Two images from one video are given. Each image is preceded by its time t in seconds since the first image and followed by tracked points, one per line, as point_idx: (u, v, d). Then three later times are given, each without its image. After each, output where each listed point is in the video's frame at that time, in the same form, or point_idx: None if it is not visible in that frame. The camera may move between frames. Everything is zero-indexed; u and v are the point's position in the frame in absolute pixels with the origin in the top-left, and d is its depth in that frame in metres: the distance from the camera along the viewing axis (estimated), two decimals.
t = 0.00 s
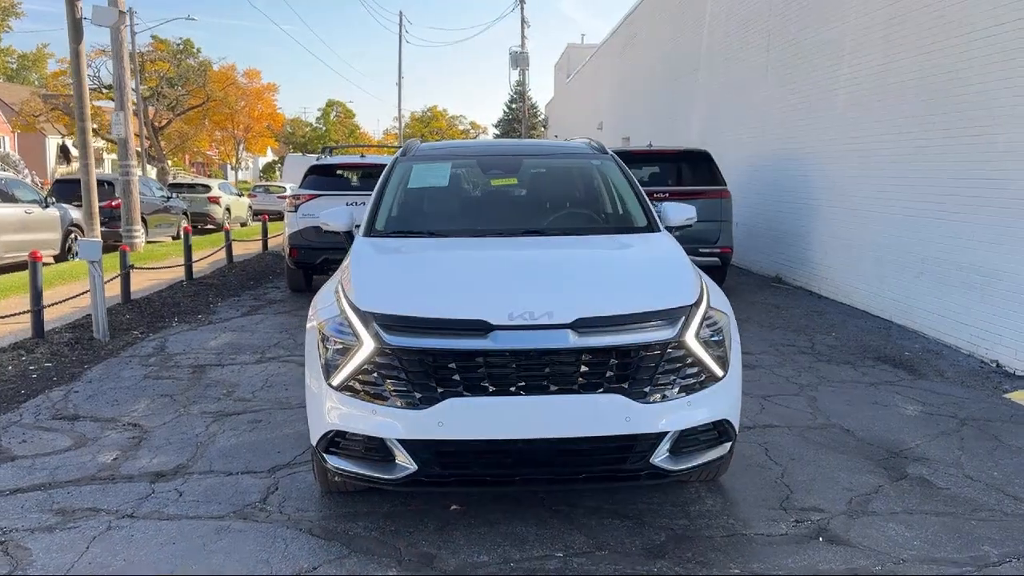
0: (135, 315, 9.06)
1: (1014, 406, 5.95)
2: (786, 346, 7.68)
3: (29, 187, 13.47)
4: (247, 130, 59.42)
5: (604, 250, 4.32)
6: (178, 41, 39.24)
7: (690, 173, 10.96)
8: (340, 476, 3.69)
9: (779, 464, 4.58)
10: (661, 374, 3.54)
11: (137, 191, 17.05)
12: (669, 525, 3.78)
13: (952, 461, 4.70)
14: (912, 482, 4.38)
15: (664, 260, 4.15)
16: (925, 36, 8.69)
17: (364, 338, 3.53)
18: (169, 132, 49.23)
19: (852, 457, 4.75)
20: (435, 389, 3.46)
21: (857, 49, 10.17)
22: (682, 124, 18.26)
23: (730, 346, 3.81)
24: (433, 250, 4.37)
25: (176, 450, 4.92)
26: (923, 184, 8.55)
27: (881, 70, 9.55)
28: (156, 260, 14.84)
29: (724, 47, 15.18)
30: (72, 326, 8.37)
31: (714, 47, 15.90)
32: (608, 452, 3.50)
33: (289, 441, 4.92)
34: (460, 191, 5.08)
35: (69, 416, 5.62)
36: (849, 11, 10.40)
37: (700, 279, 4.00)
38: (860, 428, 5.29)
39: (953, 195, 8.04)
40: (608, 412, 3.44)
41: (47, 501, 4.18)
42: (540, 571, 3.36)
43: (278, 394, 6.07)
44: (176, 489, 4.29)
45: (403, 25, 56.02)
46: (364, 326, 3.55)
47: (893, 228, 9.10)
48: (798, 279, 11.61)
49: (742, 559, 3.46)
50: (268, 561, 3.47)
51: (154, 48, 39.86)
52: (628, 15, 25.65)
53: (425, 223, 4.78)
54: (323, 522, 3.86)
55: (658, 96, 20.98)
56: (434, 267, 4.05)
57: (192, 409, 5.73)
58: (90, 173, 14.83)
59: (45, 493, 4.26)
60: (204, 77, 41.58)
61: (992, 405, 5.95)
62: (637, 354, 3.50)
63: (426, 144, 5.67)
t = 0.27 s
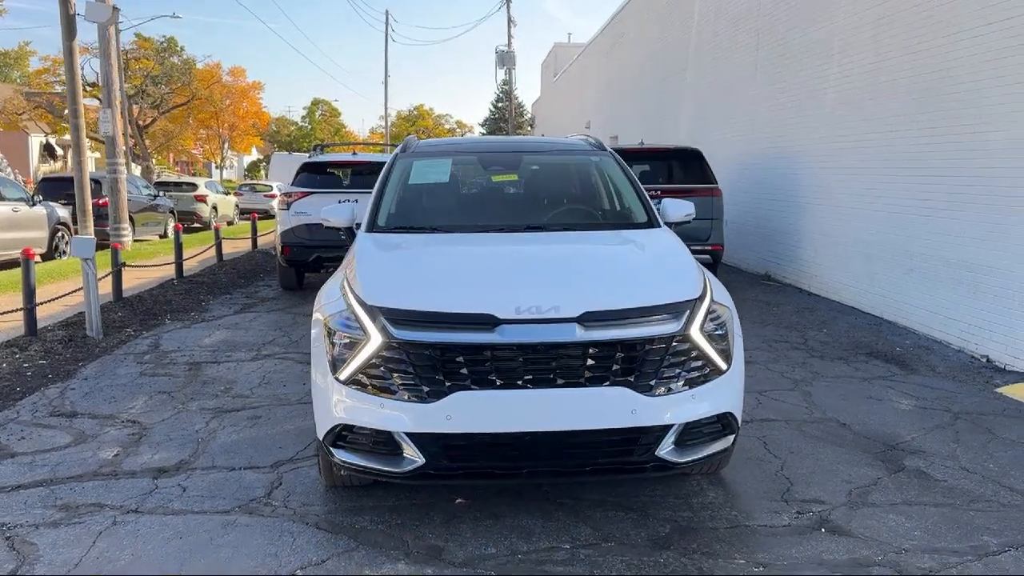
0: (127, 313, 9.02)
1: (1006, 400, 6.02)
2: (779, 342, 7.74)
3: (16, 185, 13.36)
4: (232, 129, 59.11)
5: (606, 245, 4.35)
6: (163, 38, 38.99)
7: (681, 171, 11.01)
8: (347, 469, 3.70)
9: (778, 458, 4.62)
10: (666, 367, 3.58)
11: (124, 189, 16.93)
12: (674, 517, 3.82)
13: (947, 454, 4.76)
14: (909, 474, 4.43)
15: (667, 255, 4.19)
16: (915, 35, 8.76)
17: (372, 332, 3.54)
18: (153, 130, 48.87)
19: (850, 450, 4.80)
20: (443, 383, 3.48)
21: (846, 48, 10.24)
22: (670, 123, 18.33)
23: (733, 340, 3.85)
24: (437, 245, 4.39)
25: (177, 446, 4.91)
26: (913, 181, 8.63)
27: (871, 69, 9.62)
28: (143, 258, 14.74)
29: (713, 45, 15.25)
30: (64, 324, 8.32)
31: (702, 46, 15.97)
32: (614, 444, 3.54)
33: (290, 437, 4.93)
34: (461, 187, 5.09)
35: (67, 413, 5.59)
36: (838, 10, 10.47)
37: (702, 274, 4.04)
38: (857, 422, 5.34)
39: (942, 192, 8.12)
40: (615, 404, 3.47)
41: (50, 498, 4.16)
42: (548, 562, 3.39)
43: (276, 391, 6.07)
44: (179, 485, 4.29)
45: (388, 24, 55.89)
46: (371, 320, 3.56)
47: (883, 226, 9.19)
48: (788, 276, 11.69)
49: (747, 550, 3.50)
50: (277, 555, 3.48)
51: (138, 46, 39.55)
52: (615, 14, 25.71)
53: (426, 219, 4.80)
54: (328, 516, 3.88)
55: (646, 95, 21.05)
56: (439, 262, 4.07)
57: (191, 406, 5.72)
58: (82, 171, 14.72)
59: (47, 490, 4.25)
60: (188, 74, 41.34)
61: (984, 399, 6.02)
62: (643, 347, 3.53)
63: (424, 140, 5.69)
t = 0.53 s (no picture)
0: (118, 313, 8.99)
1: (994, 396, 6.13)
2: (770, 341, 7.82)
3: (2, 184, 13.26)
4: (215, 128, 58.78)
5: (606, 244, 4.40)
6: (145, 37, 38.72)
7: (670, 171, 11.09)
8: (353, 466, 3.74)
9: (774, 453, 4.70)
10: (669, 364, 3.63)
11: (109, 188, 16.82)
12: (675, 511, 3.88)
13: (939, 449, 4.85)
14: (903, 468, 4.52)
15: (668, 254, 4.24)
16: (903, 37, 8.86)
17: (379, 329, 3.58)
18: (135, 129, 48.54)
19: (845, 445, 4.88)
20: (449, 380, 3.53)
21: (834, 49, 10.35)
22: (657, 123, 18.43)
23: (733, 337, 3.91)
24: (439, 244, 4.43)
25: (178, 445, 4.92)
26: (900, 181, 8.74)
27: (858, 70, 9.73)
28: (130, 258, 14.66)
29: (701, 46, 15.35)
30: (55, 324, 8.29)
31: (689, 46, 16.06)
32: (618, 440, 3.59)
33: (291, 436, 4.95)
34: (460, 186, 5.13)
35: (64, 412, 5.59)
36: (826, 11, 10.57)
37: (702, 272, 4.10)
38: (849, 419, 5.43)
39: (929, 191, 8.23)
40: (619, 401, 3.52)
41: (53, 496, 4.17)
42: (553, 557, 3.44)
43: (273, 390, 6.09)
44: (183, 483, 4.31)
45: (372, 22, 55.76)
46: (378, 318, 3.60)
47: (870, 225, 9.30)
48: (775, 275, 11.80)
49: (749, 543, 3.57)
50: (285, 551, 3.51)
51: (120, 44, 39.25)
52: (601, 14, 25.79)
53: (426, 218, 4.83)
54: (334, 513, 3.91)
55: (632, 95, 21.13)
56: (442, 261, 4.11)
57: (189, 405, 5.74)
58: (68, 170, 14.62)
59: (50, 488, 4.26)
60: (171, 73, 41.09)
61: (972, 396, 6.13)
62: (646, 344, 3.59)
63: (423, 140, 5.71)
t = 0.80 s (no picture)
0: (106, 314, 8.93)
1: (981, 394, 6.22)
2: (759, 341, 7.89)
3: None
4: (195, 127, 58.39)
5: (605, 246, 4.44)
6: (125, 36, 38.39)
7: (658, 171, 11.15)
8: (357, 466, 3.76)
9: (769, 452, 4.76)
10: (671, 364, 3.67)
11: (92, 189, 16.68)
12: (676, 510, 3.92)
13: (931, 447, 4.92)
14: (896, 466, 4.59)
15: (666, 255, 4.28)
16: (889, 39, 8.95)
17: (383, 331, 3.60)
18: (115, 129, 48.13)
19: (838, 443, 4.95)
20: (453, 381, 3.55)
21: (820, 51, 10.43)
22: (642, 124, 18.51)
23: (732, 337, 3.95)
24: (439, 245, 4.45)
25: (175, 447, 4.91)
26: (886, 182, 8.83)
27: (844, 72, 9.81)
28: (114, 259, 14.56)
29: (686, 47, 15.44)
30: (43, 326, 8.22)
31: (674, 47, 16.14)
32: (621, 440, 3.62)
33: (289, 438, 4.96)
34: (457, 187, 5.15)
35: (58, 415, 5.56)
36: (812, 14, 10.66)
37: (701, 273, 4.14)
38: (842, 417, 5.50)
39: (915, 192, 8.33)
40: (622, 401, 3.56)
41: (52, 499, 4.16)
42: (558, 556, 3.47)
43: (268, 391, 6.08)
44: (183, 485, 4.30)
45: (354, 22, 55.59)
46: (382, 319, 3.62)
47: (856, 226, 9.40)
48: (761, 275, 11.90)
49: (750, 540, 3.61)
50: (290, 552, 3.52)
51: (99, 43, 38.91)
52: (585, 15, 25.84)
53: (425, 219, 4.85)
54: (336, 514, 3.92)
55: (616, 95, 21.21)
56: (443, 262, 4.13)
57: (183, 407, 5.72)
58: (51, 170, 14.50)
59: (48, 492, 4.24)
60: (151, 71, 40.76)
61: (960, 394, 6.22)
62: (648, 344, 3.63)
63: (418, 141, 5.73)
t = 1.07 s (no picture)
0: (93, 315, 8.84)
1: (973, 391, 6.29)
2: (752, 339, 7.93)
3: None
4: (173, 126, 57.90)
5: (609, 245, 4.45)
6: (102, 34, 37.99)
7: (646, 171, 11.17)
8: (365, 467, 3.74)
9: (771, 450, 4.78)
10: (679, 363, 3.68)
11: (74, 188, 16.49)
12: (682, 509, 3.94)
13: (928, 444, 4.97)
14: (897, 463, 4.63)
15: (671, 255, 4.29)
16: (876, 40, 9.02)
17: (392, 331, 3.58)
18: (92, 128, 47.64)
19: (837, 441, 4.98)
20: (463, 381, 3.54)
21: (807, 52, 10.50)
22: (627, 123, 18.55)
23: (738, 335, 3.97)
24: (442, 244, 4.44)
25: (174, 449, 4.87)
26: (874, 182, 8.91)
27: (832, 73, 9.88)
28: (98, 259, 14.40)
29: (672, 46, 15.48)
30: (30, 327, 8.12)
31: (660, 47, 16.19)
32: (630, 439, 3.63)
33: (289, 439, 4.93)
34: (457, 187, 5.14)
35: (52, 417, 5.50)
36: (799, 14, 10.72)
37: (706, 272, 4.16)
38: (839, 415, 5.54)
39: (903, 191, 8.40)
40: (632, 400, 3.56)
41: (53, 503, 4.11)
42: (569, 556, 3.47)
43: (264, 392, 6.04)
44: (185, 487, 4.27)
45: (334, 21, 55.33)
46: (391, 319, 3.60)
47: (845, 225, 9.46)
48: (748, 274, 11.97)
49: (759, 538, 3.63)
50: (299, 554, 3.50)
51: (76, 41, 38.48)
52: (568, 14, 25.86)
53: (426, 219, 4.84)
54: (343, 515, 3.91)
55: (600, 95, 21.23)
56: (449, 262, 4.12)
57: (179, 408, 5.67)
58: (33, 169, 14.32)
59: (48, 495, 4.19)
60: (128, 70, 40.37)
61: (952, 391, 6.28)
62: (657, 343, 3.63)
63: (417, 140, 5.71)
